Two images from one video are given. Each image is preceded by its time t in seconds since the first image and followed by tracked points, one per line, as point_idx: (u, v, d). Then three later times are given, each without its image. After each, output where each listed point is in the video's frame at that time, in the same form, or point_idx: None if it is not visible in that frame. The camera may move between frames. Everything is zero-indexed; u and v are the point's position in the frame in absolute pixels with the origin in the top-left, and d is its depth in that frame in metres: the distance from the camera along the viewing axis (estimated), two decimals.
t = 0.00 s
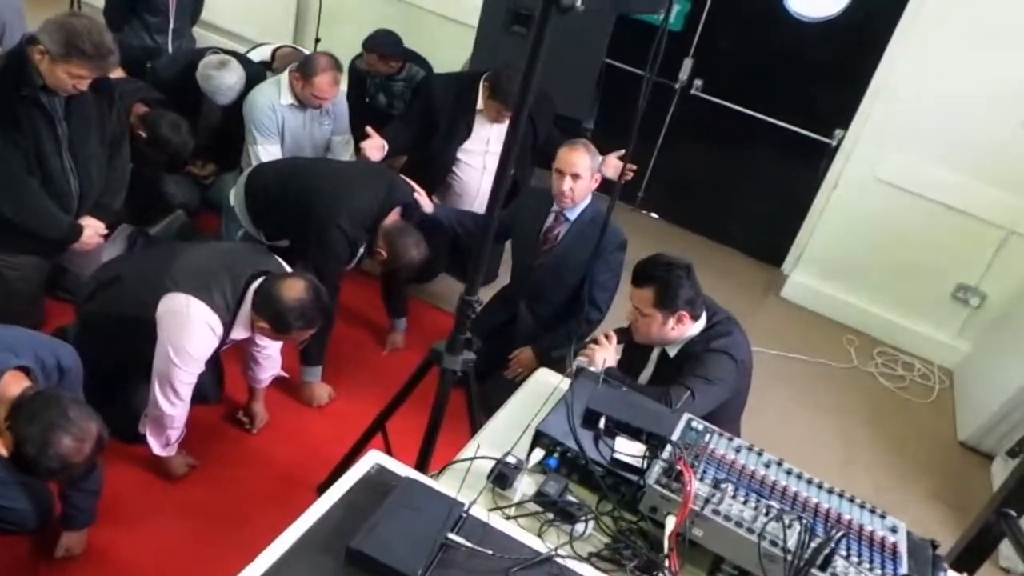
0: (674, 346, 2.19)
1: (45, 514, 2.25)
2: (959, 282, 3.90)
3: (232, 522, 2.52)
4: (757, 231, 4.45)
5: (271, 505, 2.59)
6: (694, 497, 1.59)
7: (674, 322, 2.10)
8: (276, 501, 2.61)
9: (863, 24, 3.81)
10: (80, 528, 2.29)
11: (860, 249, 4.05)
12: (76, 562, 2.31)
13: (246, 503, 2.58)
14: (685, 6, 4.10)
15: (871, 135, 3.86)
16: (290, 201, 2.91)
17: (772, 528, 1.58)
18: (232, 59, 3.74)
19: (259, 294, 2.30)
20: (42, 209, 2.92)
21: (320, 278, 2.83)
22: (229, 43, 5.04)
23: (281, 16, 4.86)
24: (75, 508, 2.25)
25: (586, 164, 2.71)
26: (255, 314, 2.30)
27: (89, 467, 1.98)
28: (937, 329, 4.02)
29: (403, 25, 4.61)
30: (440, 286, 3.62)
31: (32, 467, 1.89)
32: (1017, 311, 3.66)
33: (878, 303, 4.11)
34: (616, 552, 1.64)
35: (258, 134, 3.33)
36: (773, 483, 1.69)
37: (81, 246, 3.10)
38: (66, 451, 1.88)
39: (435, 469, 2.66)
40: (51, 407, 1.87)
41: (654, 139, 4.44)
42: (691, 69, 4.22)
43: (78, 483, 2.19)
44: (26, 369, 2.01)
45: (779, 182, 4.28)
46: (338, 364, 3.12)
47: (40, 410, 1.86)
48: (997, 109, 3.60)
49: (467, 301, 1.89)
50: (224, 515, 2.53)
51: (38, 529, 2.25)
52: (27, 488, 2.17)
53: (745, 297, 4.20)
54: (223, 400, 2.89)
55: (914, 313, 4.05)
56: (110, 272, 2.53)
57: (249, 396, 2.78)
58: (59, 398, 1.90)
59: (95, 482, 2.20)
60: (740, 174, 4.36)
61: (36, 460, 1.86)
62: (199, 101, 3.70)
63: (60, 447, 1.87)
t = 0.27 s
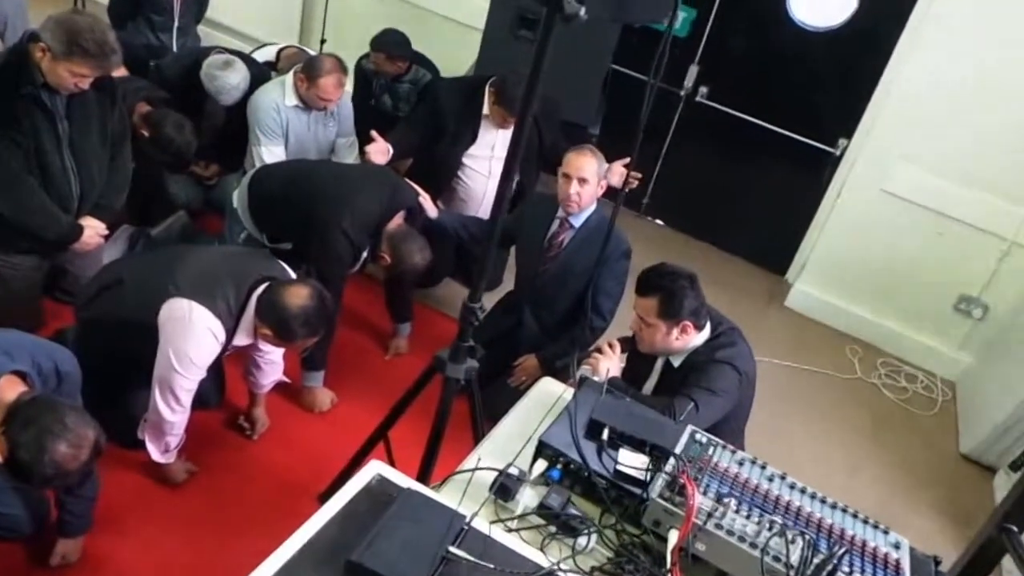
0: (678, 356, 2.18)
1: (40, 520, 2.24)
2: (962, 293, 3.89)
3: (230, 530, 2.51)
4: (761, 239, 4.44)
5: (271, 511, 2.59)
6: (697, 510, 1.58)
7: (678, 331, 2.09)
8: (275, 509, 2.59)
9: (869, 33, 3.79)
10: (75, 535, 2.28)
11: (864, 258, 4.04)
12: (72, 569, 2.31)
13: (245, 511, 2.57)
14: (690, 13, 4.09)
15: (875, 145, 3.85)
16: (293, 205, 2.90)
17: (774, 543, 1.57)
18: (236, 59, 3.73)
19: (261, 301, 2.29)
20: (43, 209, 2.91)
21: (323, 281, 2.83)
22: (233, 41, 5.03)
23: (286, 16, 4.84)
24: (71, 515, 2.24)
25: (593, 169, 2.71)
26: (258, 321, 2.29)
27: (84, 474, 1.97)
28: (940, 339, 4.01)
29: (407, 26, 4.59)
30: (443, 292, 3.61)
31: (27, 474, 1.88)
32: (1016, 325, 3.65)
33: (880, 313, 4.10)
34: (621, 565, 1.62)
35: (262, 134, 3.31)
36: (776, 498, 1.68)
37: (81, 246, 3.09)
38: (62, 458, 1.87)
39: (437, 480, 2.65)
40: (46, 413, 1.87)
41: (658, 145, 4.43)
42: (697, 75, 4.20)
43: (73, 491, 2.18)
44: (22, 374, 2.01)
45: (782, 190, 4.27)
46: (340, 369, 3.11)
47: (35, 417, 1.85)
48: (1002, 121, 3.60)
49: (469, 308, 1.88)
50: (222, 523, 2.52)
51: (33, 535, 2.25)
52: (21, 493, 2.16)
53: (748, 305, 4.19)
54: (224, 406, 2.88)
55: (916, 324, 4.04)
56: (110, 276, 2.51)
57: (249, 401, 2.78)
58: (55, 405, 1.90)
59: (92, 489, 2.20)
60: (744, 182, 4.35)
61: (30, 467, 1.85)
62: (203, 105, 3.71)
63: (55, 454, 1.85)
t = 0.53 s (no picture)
0: (693, 368, 2.13)
1: (49, 523, 2.17)
2: (993, 307, 3.81)
3: (236, 536, 2.46)
4: (779, 248, 4.39)
5: (276, 519, 2.54)
6: (710, 526, 1.53)
7: (693, 341, 2.03)
8: (281, 517, 2.55)
9: (893, 37, 3.74)
10: (85, 536, 2.25)
11: (890, 269, 3.97)
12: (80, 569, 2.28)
13: (251, 518, 2.52)
14: (709, 14, 4.06)
15: (902, 153, 3.78)
16: (304, 208, 2.86)
17: (792, 563, 1.51)
18: (249, 61, 3.71)
19: (269, 304, 2.25)
20: (57, 209, 2.88)
21: (332, 287, 2.79)
22: (248, 46, 5.02)
23: (301, 20, 4.83)
24: (80, 515, 2.20)
25: (605, 173, 2.66)
26: (267, 325, 2.25)
27: (94, 475, 1.94)
28: (965, 352, 3.93)
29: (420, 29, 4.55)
30: (452, 298, 3.57)
31: (36, 474, 1.84)
32: None
33: (907, 326, 4.03)
34: None
35: (274, 138, 3.29)
36: (794, 516, 1.62)
37: (94, 249, 3.06)
38: (72, 459, 1.83)
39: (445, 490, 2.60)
40: (56, 413, 1.83)
41: (676, 150, 4.39)
42: (715, 80, 4.16)
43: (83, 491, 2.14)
44: (35, 373, 1.97)
45: (802, 197, 4.21)
46: (349, 375, 3.07)
47: (46, 417, 1.82)
48: None
49: (479, 314, 1.83)
50: (227, 529, 2.48)
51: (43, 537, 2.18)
52: (31, 493, 2.09)
53: (765, 315, 4.13)
54: (231, 411, 2.84)
55: (943, 337, 3.97)
56: (121, 278, 2.48)
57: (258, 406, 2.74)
58: (66, 404, 1.86)
59: (101, 489, 2.15)
60: (762, 189, 4.29)
61: (40, 466, 1.81)
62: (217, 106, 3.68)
63: (65, 454, 1.82)
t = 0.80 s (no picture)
0: (720, 379, 2.05)
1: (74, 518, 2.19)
2: None
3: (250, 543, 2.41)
4: (811, 256, 4.30)
5: (292, 526, 2.48)
6: (734, 545, 1.45)
7: (720, 352, 1.95)
8: (298, 524, 2.50)
9: (933, 37, 3.65)
10: (107, 534, 2.24)
11: (931, 279, 3.86)
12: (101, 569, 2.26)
13: (266, 524, 2.47)
14: (741, 14, 3.99)
15: (945, 158, 3.68)
16: (326, 209, 2.81)
17: None
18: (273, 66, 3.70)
19: (286, 306, 2.19)
20: (82, 211, 2.87)
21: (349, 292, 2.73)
22: (273, 51, 5.01)
23: (327, 25, 4.81)
24: (101, 514, 2.19)
25: (628, 179, 2.59)
26: (284, 327, 2.20)
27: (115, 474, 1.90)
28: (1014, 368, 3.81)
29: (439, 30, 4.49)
30: (473, 304, 3.51)
31: (58, 472, 1.80)
32: None
33: (948, 339, 3.91)
34: None
35: (296, 142, 3.25)
36: (825, 536, 1.53)
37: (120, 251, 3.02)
38: (92, 458, 1.78)
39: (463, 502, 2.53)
40: (79, 411, 1.80)
41: (706, 156, 4.32)
42: (748, 82, 4.09)
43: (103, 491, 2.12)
44: (58, 372, 1.95)
45: (836, 203, 4.12)
46: (369, 381, 3.01)
47: (68, 414, 1.78)
48: None
49: (497, 319, 1.76)
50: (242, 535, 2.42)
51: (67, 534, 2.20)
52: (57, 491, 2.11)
53: (796, 325, 4.03)
54: (251, 414, 2.80)
55: (987, 352, 3.84)
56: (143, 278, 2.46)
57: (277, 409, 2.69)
58: (89, 403, 1.83)
59: (122, 488, 2.13)
60: (794, 196, 4.21)
61: (60, 463, 1.77)
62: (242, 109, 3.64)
63: (85, 453, 1.77)
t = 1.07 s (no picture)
0: (758, 391, 1.98)
1: (106, 517, 2.20)
2: None
3: (278, 547, 2.38)
4: (855, 263, 4.20)
5: (321, 532, 2.45)
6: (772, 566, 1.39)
7: (759, 363, 1.88)
8: (325, 529, 2.46)
9: (988, 36, 3.55)
10: (138, 534, 2.22)
11: (989, 290, 3.75)
12: (132, 568, 2.25)
13: (294, 528, 2.44)
14: (787, 13, 3.91)
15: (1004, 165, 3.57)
16: (359, 212, 2.78)
17: None
18: (308, 69, 3.69)
19: (315, 308, 2.16)
20: (119, 212, 2.87)
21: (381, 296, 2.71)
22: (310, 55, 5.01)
23: (363, 29, 4.81)
24: (133, 513, 2.17)
25: (661, 184, 2.52)
26: (311, 328, 2.17)
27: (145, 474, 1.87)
28: None
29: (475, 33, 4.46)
30: (505, 309, 3.47)
31: (88, 472, 1.78)
32: None
33: (1006, 353, 3.79)
34: None
35: (330, 145, 3.22)
36: (871, 558, 1.46)
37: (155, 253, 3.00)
38: (122, 458, 1.76)
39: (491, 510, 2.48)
40: (110, 410, 1.78)
41: (748, 160, 4.24)
42: (793, 83, 4.00)
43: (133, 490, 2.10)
44: (91, 372, 1.93)
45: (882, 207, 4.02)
46: (400, 387, 2.98)
47: (100, 413, 1.77)
48: None
49: (526, 325, 1.71)
50: (270, 540, 2.39)
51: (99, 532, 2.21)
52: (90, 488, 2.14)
53: (838, 334, 3.94)
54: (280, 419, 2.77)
55: None
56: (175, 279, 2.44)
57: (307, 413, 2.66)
58: (120, 402, 1.80)
59: (152, 488, 2.11)
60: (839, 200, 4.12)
61: (90, 463, 1.75)
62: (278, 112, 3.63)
63: (115, 452, 1.75)
